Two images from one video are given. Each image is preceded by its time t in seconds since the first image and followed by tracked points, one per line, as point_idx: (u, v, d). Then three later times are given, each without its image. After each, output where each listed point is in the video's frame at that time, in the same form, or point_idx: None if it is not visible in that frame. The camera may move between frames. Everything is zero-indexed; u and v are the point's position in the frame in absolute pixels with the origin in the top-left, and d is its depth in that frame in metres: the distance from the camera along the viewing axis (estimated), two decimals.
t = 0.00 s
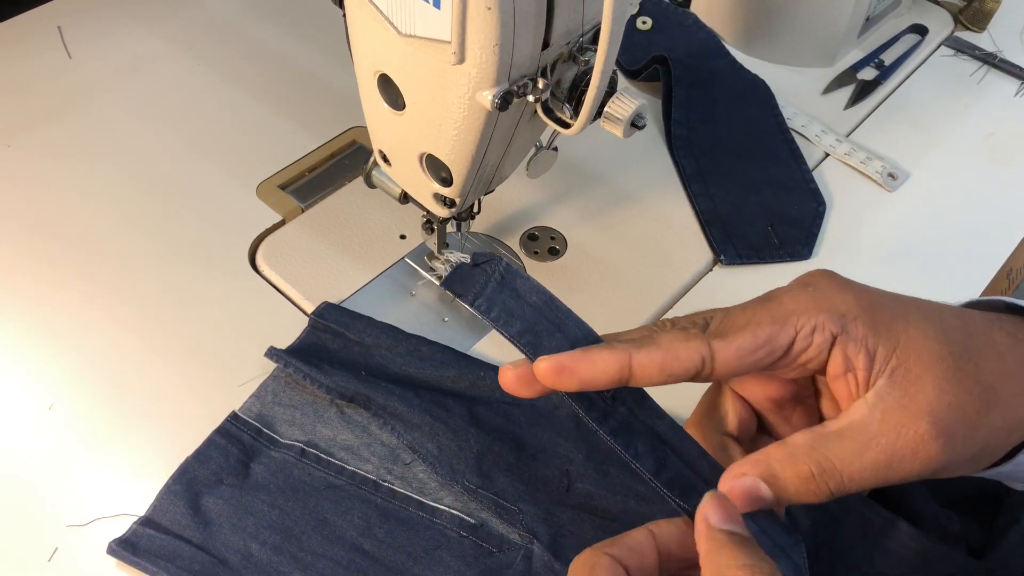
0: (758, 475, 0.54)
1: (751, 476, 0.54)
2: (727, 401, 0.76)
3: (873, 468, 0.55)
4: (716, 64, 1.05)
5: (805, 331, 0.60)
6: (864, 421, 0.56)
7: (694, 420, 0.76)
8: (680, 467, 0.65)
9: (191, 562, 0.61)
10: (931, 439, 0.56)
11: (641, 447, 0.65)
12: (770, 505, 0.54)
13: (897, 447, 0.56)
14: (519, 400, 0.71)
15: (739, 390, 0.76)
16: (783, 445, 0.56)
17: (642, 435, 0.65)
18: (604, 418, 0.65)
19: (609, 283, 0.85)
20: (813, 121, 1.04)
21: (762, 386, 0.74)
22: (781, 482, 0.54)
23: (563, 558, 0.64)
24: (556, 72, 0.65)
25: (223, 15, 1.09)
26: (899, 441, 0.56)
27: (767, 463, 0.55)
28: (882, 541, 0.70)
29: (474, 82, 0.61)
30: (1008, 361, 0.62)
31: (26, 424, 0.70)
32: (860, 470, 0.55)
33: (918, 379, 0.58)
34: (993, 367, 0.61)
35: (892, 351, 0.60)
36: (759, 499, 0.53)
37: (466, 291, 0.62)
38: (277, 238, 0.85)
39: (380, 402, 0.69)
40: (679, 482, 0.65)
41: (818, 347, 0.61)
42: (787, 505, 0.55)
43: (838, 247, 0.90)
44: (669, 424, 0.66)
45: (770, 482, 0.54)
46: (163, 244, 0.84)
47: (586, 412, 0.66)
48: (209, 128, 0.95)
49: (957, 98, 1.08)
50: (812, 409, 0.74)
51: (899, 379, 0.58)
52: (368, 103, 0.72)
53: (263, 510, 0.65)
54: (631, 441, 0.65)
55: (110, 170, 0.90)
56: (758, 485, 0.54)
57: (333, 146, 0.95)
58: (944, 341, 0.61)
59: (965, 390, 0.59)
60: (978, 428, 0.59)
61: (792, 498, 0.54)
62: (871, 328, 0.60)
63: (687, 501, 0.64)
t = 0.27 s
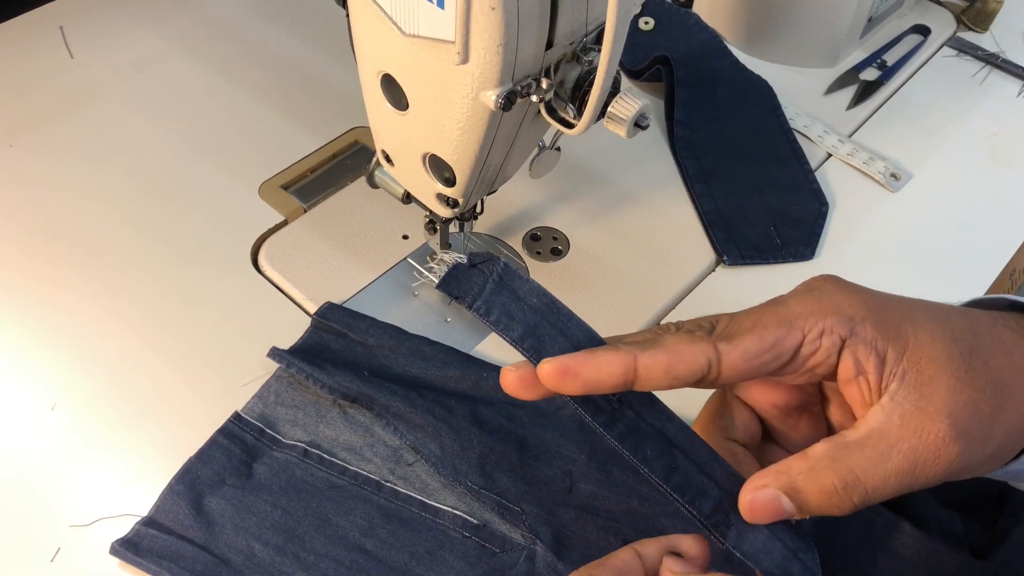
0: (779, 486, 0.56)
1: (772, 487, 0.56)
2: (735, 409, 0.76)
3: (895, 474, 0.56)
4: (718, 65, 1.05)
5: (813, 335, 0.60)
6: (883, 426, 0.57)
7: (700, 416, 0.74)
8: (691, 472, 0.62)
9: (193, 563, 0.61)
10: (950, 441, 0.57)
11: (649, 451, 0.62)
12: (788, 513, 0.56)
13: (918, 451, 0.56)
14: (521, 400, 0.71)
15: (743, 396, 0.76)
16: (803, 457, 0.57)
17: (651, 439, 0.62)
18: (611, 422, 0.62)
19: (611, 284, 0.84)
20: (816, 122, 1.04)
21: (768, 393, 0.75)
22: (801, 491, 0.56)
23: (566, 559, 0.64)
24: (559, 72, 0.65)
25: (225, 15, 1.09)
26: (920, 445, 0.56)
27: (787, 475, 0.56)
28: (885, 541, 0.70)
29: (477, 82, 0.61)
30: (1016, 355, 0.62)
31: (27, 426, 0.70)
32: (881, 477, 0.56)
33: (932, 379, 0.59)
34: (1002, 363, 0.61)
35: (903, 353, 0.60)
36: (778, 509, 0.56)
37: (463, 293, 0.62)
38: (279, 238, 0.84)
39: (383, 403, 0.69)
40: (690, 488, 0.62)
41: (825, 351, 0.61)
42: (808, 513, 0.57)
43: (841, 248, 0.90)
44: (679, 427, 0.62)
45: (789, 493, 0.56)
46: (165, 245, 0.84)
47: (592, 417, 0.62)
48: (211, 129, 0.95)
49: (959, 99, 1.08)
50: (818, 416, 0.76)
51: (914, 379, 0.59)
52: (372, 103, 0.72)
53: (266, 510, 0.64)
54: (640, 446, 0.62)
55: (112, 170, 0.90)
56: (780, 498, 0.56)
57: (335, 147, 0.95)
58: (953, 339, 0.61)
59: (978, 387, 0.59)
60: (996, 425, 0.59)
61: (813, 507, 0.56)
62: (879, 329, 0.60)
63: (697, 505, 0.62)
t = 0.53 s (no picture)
0: (790, 518, 0.55)
1: (783, 519, 0.55)
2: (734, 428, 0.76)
3: (906, 502, 0.56)
4: (718, 66, 1.05)
5: (816, 360, 0.60)
6: (893, 455, 0.57)
7: (700, 436, 0.75)
8: (689, 489, 0.60)
9: (192, 564, 0.61)
10: (959, 466, 0.57)
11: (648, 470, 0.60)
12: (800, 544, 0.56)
13: (928, 478, 0.56)
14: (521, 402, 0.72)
15: (741, 414, 0.76)
16: (815, 487, 0.56)
17: (649, 458, 0.60)
18: (609, 443, 0.60)
19: (611, 285, 0.84)
20: (815, 122, 1.04)
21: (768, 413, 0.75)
22: (814, 523, 0.55)
23: (566, 560, 0.64)
24: (558, 73, 0.65)
25: (225, 16, 1.09)
26: (930, 473, 0.56)
27: (800, 506, 0.56)
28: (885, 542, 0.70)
29: (476, 83, 0.61)
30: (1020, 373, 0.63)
31: (27, 427, 0.70)
32: (893, 506, 0.56)
33: (938, 404, 0.59)
34: (1006, 383, 0.61)
35: (907, 377, 0.60)
36: (790, 540, 0.55)
37: (459, 311, 0.60)
38: (278, 239, 0.84)
39: (382, 404, 0.69)
40: (689, 505, 0.60)
41: (828, 375, 0.60)
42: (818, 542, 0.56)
43: (841, 248, 0.90)
44: (675, 444, 0.61)
45: (801, 524, 0.55)
46: (165, 245, 0.84)
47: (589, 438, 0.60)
48: (210, 129, 0.95)
49: (959, 100, 1.08)
50: (820, 436, 0.75)
51: (920, 405, 0.58)
52: (371, 104, 0.72)
53: (265, 511, 0.64)
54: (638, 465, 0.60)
55: (111, 171, 0.90)
56: (791, 529, 0.55)
57: (335, 148, 0.95)
58: (957, 361, 0.61)
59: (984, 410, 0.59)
60: (1004, 447, 0.59)
61: (822, 536, 0.56)
62: (883, 353, 0.60)
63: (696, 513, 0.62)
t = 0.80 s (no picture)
0: (793, 511, 0.55)
1: (786, 512, 0.55)
2: (734, 422, 0.76)
3: (910, 492, 0.55)
4: (717, 63, 1.04)
5: (811, 347, 0.60)
6: (894, 444, 0.56)
7: (699, 425, 0.74)
8: (688, 476, 0.61)
9: (188, 564, 0.61)
10: (962, 454, 0.56)
11: (646, 457, 0.61)
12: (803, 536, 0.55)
13: (931, 466, 0.56)
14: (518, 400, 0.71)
15: (741, 408, 0.76)
16: (818, 479, 0.56)
17: (647, 445, 0.61)
18: (606, 428, 0.61)
19: (609, 283, 0.84)
20: (815, 120, 1.04)
21: (767, 406, 0.74)
22: (817, 514, 0.55)
23: (564, 559, 0.64)
24: (556, 70, 0.64)
25: (222, 14, 1.08)
26: (932, 461, 0.56)
27: (803, 497, 0.55)
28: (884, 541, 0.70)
29: (473, 80, 0.60)
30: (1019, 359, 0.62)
31: (22, 426, 0.70)
32: (896, 495, 0.55)
33: (938, 391, 0.58)
34: (1005, 369, 0.61)
35: (905, 365, 0.60)
36: (794, 532, 0.55)
37: (456, 296, 0.61)
38: (275, 238, 0.84)
39: (379, 403, 0.69)
40: (689, 493, 0.60)
41: (825, 363, 0.60)
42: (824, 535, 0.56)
43: (840, 247, 0.90)
44: (673, 431, 0.61)
45: (804, 516, 0.55)
46: (162, 244, 0.83)
47: (587, 424, 0.61)
48: (207, 128, 0.95)
49: (958, 98, 1.08)
50: (819, 430, 0.75)
51: (919, 393, 0.58)
52: (367, 101, 0.72)
53: (261, 511, 0.64)
54: (635, 451, 0.61)
55: (107, 169, 0.89)
56: (795, 523, 0.55)
57: (332, 146, 0.95)
58: (955, 347, 0.61)
59: (985, 395, 0.59)
60: (1006, 433, 0.59)
61: (826, 528, 0.56)
62: (880, 341, 0.60)
63: (695, 510, 0.60)
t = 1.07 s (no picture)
0: (779, 532, 0.56)
1: (772, 532, 0.56)
2: (723, 437, 0.76)
3: (895, 513, 0.56)
4: (710, 65, 1.05)
5: (801, 369, 0.60)
6: (881, 466, 0.56)
7: (686, 443, 0.75)
8: (675, 493, 0.61)
9: (180, 566, 0.61)
10: (948, 476, 0.57)
11: (633, 475, 0.61)
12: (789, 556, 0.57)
13: (917, 488, 0.56)
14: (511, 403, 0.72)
15: (729, 424, 0.76)
16: (804, 500, 0.57)
17: (634, 463, 0.61)
18: (593, 446, 0.61)
19: (602, 285, 0.84)
20: (808, 122, 1.04)
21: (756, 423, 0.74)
22: (802, 534, 0.56)
23: (556, 560, 0.64)
24: (547, 73, 0.65)
25: (216, 16, 1.08)
26: (918, 483, 0.56)
27: (788, 518, 0.57)
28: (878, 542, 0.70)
29: (464, 83, 0.61)
30: (1007, 378, 0.62)
31: (14, 428, 0.70)
32: (882, 518, 0.56)
33: (926, 413, 0.58)
34: (992, 390, 0.61)
35: (895, 386, 0.59)
36: (779, 552, 0.56)
37: (443, 309, 0.60)
38: (268, 240, 0.84)
39: (371, 405, 0.69)
40: (676, 510, 0.61)
41: (814, 384, 0.60)
42: (809, 554, 0.57)
43: (832, 248, 0.90)
44: (659, 447, 0.62)
45: (789, 535, 0.56)
46: (155, 246, 0.83)
47: (574, 441, 0.61)
48: (201, 130, 0.95)
49: (950, 99, 1.08)
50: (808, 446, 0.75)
51: (908, 415, 0.58)
52: (359, 104, 0.72)
53: (254, 513, 0.64)
54: (622, 469, 0.61)
55: (100, 172, 0.89)
56: (780, 543, 0.56)
57: (326, 148, 0.95)
58: (943, 368, 0.61)
59: (972, 418, 0.59)
60: (992, 454, 0.59)
61: (812, 548, 0.57)
62: (870, 363, 0.60)
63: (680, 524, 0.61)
